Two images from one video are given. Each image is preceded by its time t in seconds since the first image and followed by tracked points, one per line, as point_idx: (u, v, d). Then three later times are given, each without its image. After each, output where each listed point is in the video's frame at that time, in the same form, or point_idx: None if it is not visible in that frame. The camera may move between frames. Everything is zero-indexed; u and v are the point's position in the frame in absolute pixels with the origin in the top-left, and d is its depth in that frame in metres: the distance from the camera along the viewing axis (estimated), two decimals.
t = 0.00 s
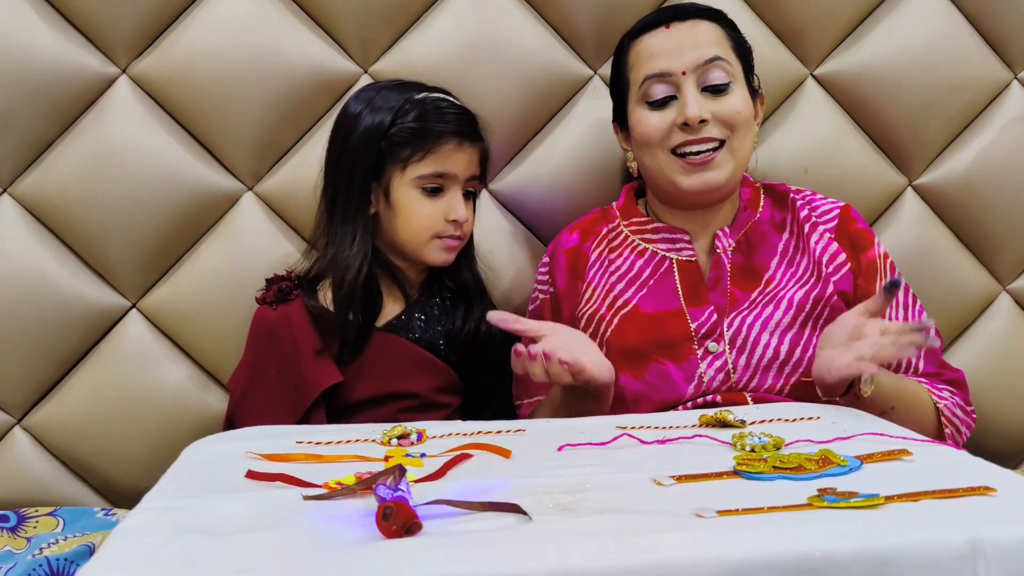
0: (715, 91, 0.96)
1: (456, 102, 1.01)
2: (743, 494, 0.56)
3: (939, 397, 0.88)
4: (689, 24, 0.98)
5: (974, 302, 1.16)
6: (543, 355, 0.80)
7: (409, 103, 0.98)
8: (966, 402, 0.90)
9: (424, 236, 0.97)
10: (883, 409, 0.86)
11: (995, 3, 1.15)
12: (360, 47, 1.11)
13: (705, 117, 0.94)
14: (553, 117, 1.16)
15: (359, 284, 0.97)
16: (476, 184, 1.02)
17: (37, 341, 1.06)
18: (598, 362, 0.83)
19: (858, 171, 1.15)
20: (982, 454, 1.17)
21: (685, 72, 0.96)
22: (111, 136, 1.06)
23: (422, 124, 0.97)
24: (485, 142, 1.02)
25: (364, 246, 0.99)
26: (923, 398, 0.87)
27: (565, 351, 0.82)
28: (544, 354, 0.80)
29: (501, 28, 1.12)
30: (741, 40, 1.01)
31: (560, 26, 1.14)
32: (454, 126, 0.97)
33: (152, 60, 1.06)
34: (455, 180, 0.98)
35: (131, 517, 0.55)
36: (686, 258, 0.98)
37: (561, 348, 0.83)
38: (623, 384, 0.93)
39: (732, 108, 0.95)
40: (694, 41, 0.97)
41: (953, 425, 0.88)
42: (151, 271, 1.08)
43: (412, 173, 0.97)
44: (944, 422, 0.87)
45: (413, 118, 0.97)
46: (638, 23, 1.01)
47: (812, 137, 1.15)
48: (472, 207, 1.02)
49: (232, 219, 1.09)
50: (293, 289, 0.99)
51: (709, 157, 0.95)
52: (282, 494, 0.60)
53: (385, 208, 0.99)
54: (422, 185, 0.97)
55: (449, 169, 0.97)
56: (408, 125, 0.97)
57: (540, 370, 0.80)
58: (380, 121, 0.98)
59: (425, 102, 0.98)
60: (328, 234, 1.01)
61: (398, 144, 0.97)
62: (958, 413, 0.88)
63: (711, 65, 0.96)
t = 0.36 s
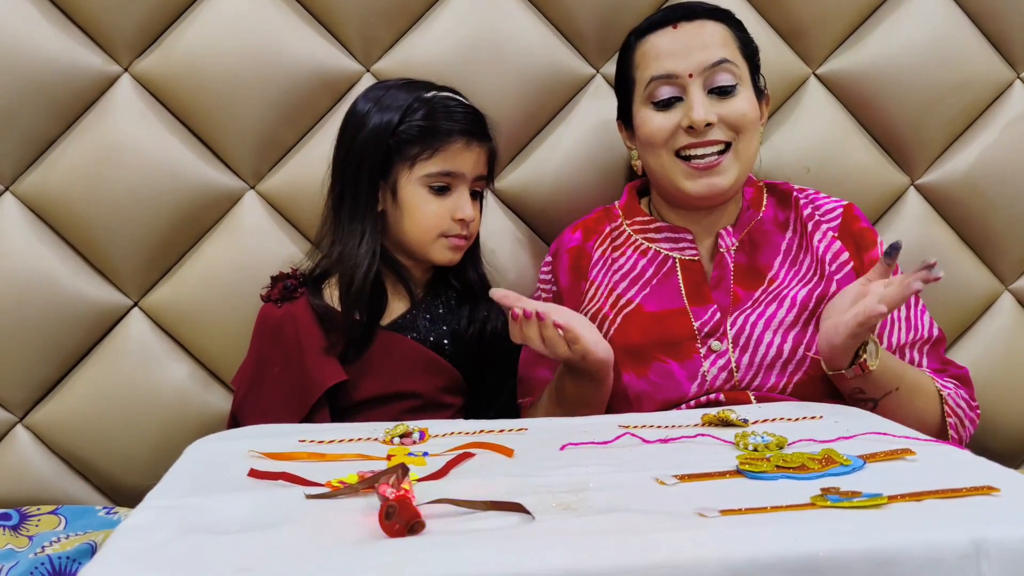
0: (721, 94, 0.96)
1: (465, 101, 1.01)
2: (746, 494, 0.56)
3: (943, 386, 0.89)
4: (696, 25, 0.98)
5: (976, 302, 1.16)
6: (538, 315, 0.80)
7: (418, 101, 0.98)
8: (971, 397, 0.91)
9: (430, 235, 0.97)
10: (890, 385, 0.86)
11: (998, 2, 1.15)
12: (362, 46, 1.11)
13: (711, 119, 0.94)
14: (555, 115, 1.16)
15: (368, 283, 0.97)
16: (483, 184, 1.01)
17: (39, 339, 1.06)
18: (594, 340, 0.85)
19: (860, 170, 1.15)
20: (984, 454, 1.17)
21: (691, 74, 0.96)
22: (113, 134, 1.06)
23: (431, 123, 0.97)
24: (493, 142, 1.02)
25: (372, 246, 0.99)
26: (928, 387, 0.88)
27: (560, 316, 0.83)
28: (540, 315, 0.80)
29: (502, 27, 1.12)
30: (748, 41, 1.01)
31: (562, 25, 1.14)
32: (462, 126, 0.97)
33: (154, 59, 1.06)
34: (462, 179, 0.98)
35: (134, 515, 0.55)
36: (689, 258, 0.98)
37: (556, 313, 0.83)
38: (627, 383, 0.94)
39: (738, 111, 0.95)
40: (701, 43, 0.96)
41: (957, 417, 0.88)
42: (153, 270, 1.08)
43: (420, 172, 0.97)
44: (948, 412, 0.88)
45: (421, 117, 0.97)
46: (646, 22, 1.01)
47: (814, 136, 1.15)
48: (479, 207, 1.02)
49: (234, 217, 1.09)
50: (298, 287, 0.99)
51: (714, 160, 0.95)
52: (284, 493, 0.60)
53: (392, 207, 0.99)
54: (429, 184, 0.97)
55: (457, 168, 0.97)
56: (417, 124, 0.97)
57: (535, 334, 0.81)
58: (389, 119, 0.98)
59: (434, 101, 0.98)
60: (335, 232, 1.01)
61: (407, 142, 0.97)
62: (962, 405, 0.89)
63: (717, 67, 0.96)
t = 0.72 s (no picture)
0: (715, 94, 0.96)
1: (473, 104, 1.00)
2: (745, 494, 0.56)
3: (939, 388, 0.88)
4: (693, 25, 0.98)
5: (976, 302, 1.16)
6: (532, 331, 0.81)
7: (425, 102, 0.98)
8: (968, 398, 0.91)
9: (432, 236, 0.97)
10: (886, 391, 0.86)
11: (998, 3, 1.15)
12: (362, 46, 1.11)
13: (705, 119, 0.94)
14: (554, 116, 1.16)
15: (373, 284, 0.97)
16: (489, 186, 1.01)
17: (39, 339, 1.06)
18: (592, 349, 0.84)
19: (860, 171, 1.15)
20: (984, 454, 1.17)
21: (686, 75, 0.96)
22: (112, 135, 1.06)
23: (437, 124, 0.97)
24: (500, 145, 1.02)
25: (378, 248, 0.98)
26: (924, 389, 0.88)
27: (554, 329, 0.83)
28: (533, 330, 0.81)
29: (502, 28, 1.12)
30: (747, 42, 1.01)
31: (561, 25, 1.14)
32: (467, 128, 0.97)
33: (153, 59, 1.06)
34: (467, 181, 0.97)
35: (133, 516, 0.55)
36: (687, 258, 0.98)
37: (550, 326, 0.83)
38: (625, 384, 0.93)
39: (733, 112, 0.95)
40: (698, 43, 0.96)
41: (954, 419, 0.88)
42: (152, 270, 1.08)
43: (425, 173, 0.97)
44: (945, 415, 0.88)
45: (428, 118, 0.97)
46: (645, 22, 1.00)
47: (813, 137, 1.15)
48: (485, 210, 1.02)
49: (234, 217, 1.09)
50: (302, 284, 1.00)
51: (708, 158, 0.95)
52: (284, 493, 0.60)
53: (397, 207, 0.99)
54: (434, 185, 0.97)
55: (461, 170, 0.97)
56: (423, 124, 0.97)
57: (533, 348, 0.82)
58: (395, 120, 0.98)
59: (441, 102, 0.98)
60: (340, 232, 1.01)
61: (412, 143, 0.97)
62: (958, 407, 0.89)
63: (713, 68, 0.96)
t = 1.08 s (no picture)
0: (709, 106, 0.95)
1: (480, 107, 1.01)
2: (742, 496, 0.56)
3: (939, 397, 0.87)
4: (686, 34, 0.96)
5: (973, 303, 1.16)
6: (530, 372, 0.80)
7: (431, 104, 0.98)
8: (966, 402, 0.90)
9: (436, 238, 0.97)
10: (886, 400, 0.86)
11: (995, 4, 1.15)
12: (360, 49, 1.11)
13: (699, 134, 0.93)
14: (552, 117, 1.16)
15: (374, 284, 0.97)
16: (494, 190, 1.01)
17: (36, 342, 1.06)
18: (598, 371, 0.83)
19: (857, 173, 1.15)
20: (982, 456, 1.17)
21: (680, 89, 0.95)
22: (110, 137, 1.06)
23: (443, 126, 0.97)
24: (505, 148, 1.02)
25: (380, 247, 0.98)
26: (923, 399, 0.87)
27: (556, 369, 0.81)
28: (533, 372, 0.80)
29: (499, 30, 1.12)
30: (742, 49, 1.00)
31: (559, 28, 1.14)
32: (473, 131, 0.97)
33: (151, 62, 1.07)
34: (472, 184, 0.98)
35: (130, 518, 0.55)
36: (685, 261, 0.98)
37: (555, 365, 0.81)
38: (622, 385, 0.94)
39: (726, 124, 0.95)
40: (691, 53, 0.96)
41: (953, 425, 0.88)
42: (151, 272, 1.08)
43: (429, 175, 0.97)
44: (944, 422, 0.87)
45: (434, 120, 0.97)
46: (643, 27, 0.99)
47: (810, 138, 1.15)
48: (489, 213, 1.02)
49: (232, 219, 1.09)
50: (305, 284, 1.00)
51: (703, 170, 0.95)
52: (282, 495, 0.61)
53: (401, 208, 0.99)
54: (438, 187, 0.97)
55: (466, 173, 0.97)
56: (429, 127, 0.97)
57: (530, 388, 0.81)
58: (401, 122, 0.98)
59: (447, 104, 0.98)
60: (343, 232, 1.01)
61: (417, 145, 0.97)
62: (957, 413, 0.88)
63: (707, 80, 0.95)
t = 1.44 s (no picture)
0: (690, 123, 0.94)
1: (491, 110, 1.00)
2: (742, 496, 0.56)
3: (932, 402, 0.89)
4: (669, 47, 0.94)
5: (973, 304, 1.16)
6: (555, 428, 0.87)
7: (442, 106, 0.98)
8: (963, 404, 0.92)
9: (440, 240, 0.97)
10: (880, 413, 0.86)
11: (993, 4, 1.16)
12: (359, 49, 1.11)
13: (678, 152, 0.92)
14: (551, 118, 1.16)
15: (385, 285, 0.97)
16: (501, 193, 1.01)
17: (35, 343, 1.06)
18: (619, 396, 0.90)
19: (856, 173, 1.16)
20: (982, 457, 1.17)
21: (660, 106, 0.94)
22: (110, 138, 1.06)
23: (453, 128, 0.97)
24: (514, 151, 1.02)
25: (389, 249, 0.98)
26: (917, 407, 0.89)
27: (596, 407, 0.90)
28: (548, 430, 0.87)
29: (498, 31, 1.12)
30: (733, 60, 0.97)
31: (558, 29, 1.14)
32: (482, 133, 0.97)
33: (150, 63, 1.07)
34: (478, 186, 0.97)
35: (129, 519, 0.55)
36: (683, 262, 0.98)
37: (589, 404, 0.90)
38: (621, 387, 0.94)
39: (710, 141, 0.93)
40: (674, 68, 0.93)
41: (952, 430, 0.89)
42: (150, 273, 1.08)
43: (436, 177, 0.97)
44: (941, 426, 0.89)
45: (444, 121, 0.97)
46: (635, 33, 0.96)
47: (809, 139, 1.16)
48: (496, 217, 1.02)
49: (231, 221, 1.09)
50: (312, 282, 1.00)
51: (685, 187, 0.95)
52: (282, 496, 0.61)
53: (410, 209, 0.99)
54: (445, 189, 0.97)
55: (472, 175, 0.97)
56: (439, 129, 0.97)
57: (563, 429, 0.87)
58: (410, 123, 0.98)
59: (458, 107, 0.98)
60: (352, 232, 1.02)
61: (425, 146, 0.97)
62: (954, 417, 0.90)
63: (688, 97, 0.93)
